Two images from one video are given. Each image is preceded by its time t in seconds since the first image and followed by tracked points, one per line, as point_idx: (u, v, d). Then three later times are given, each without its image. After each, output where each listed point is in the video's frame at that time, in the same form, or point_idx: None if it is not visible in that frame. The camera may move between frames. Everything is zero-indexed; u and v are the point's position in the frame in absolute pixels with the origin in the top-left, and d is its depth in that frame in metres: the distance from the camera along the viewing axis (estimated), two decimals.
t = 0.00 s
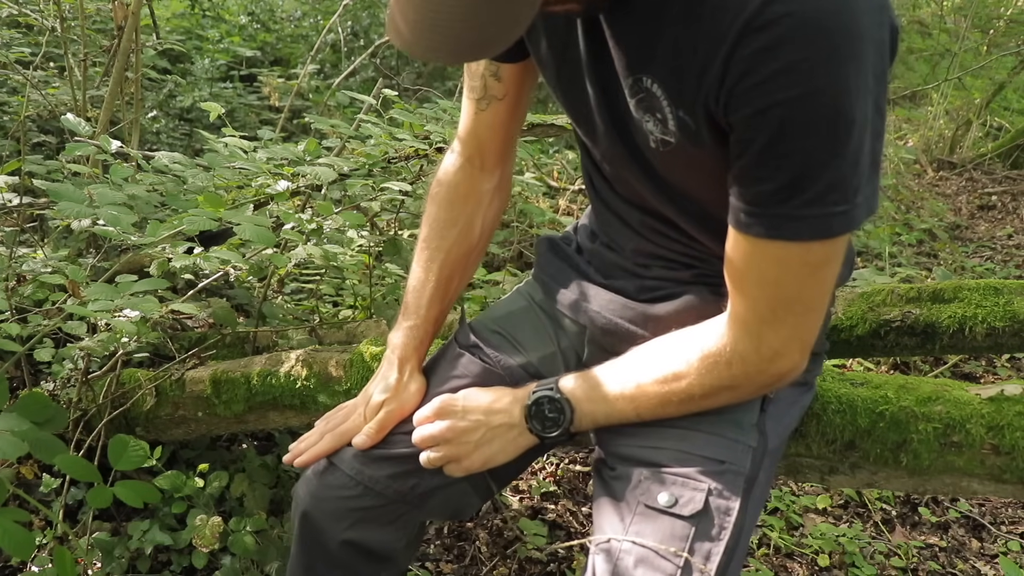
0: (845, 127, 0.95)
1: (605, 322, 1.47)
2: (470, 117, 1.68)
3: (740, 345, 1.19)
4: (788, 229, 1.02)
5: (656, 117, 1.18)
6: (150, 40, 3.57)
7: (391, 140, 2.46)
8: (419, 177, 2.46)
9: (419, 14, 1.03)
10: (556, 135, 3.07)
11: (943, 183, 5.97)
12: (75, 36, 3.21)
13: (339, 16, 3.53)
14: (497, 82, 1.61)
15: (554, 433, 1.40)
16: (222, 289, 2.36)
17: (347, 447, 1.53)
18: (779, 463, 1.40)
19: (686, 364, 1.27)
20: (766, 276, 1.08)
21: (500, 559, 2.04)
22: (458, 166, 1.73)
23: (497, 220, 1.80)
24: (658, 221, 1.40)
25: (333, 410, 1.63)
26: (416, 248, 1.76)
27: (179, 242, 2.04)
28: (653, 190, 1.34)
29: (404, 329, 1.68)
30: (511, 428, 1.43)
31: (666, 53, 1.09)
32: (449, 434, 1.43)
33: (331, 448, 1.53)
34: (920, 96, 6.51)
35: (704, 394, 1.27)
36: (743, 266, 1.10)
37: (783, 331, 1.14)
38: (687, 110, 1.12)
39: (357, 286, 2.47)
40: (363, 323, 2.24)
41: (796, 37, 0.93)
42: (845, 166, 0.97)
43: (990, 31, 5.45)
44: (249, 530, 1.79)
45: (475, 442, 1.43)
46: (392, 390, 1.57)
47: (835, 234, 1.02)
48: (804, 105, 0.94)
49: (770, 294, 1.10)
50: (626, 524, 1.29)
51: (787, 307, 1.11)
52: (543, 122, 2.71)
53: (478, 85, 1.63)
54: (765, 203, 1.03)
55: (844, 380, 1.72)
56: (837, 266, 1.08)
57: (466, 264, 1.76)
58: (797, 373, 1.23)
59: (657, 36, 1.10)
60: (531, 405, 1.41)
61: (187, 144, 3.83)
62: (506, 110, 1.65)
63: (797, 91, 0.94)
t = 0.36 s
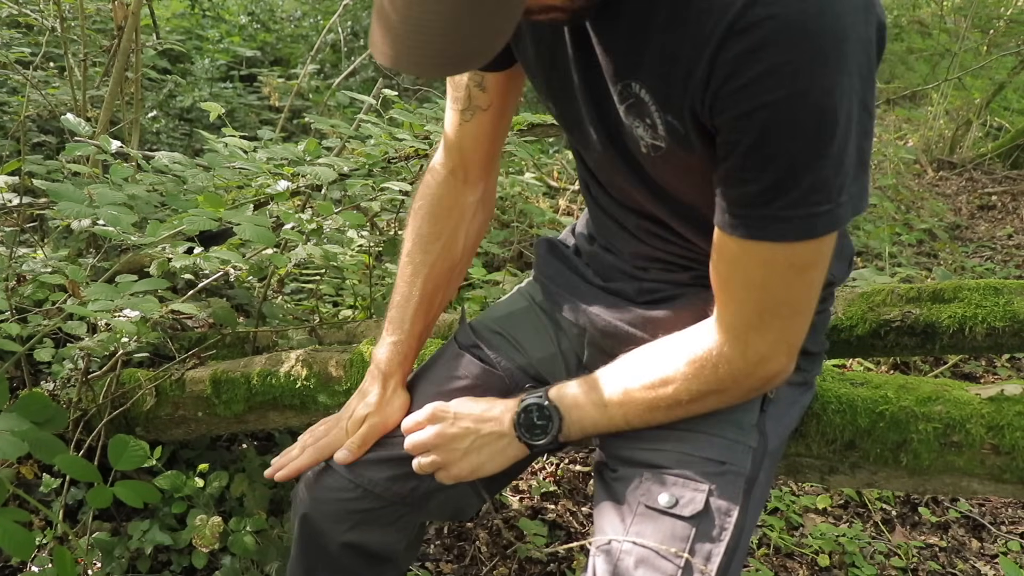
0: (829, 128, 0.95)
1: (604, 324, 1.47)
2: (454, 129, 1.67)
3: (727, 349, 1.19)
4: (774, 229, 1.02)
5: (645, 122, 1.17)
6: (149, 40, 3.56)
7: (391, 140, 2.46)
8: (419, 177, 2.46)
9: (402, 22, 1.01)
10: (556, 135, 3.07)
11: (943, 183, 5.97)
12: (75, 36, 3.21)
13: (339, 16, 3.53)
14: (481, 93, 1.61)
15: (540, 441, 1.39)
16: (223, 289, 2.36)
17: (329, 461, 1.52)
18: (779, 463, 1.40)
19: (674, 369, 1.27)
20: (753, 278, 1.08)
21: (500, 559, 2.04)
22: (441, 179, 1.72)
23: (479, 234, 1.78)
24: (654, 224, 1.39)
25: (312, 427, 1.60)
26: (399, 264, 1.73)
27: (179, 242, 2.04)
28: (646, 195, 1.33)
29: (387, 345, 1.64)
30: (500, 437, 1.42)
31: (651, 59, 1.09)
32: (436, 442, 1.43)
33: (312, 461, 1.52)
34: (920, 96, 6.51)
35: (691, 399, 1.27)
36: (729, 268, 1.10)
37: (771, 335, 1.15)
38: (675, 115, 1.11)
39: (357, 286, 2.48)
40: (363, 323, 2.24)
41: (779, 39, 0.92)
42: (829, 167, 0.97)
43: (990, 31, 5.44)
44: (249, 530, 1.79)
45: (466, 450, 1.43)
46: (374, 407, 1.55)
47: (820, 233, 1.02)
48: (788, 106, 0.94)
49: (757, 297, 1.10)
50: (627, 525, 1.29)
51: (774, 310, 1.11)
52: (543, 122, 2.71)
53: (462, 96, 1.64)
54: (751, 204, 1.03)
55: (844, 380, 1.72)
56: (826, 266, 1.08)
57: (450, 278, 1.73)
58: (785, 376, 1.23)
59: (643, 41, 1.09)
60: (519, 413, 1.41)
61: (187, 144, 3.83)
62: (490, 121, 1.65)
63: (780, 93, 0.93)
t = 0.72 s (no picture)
0: (814, 127, 0.94)
1: (604, 325, 1.49)
2: (444, 139, 1.65)
3: (716, 353, 1.18)
4: (762, 229, 1.02)
5: (638, 125, 1.17)
6: (149, 40, 3.57)
7: (391, 140, 2.46)
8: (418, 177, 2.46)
9: (388, 22, 1.00)
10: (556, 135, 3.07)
11: (944, 183, 5.97)
12: (75, 36, 3.21)
13: (339, 16, 3.53)
14: (471, 103, 1.59)
15: (528, 437, 1.38)
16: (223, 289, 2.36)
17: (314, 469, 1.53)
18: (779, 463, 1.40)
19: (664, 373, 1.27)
20: (742, 280, 1.08)
21: (500, 559, 2.04)
22: (432, 189, 1.70)
23: (471, 245, 1.76)
24: (652, 226, 1.39)
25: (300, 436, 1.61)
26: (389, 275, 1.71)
27: (179, 242, 2.04)
28: (641, 196, 1.33)
29: (375, 358, 1.63)
30: (492, 435, 1.42)
31: (641, 61, 1.08)
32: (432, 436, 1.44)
33: (296, 470, 1.54)
34: (920, 96, 6.51)
35: (679, 403, 1.27)
36: (719, 270, 1.10)
37: (760, 337, 1.14)
38: (668, 117, 1.10)
39: (357, 286, 2.48)
40: (363, 323, 2.24)
41: (764, 38, 0.91)
42: (814, 166, 0.97)
43: (990, 31, 5.44)
44: (249, 530, 1.79)
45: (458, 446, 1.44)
46: (358, 418, 1.55)
47: (807, 232, 1.01)
48: (774, 105, 0.93)
49: (747, 299, 1.10)
50: (628, 525, 1.29)
51: (764, 313, 1.10)
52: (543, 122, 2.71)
53: (452, 106, 1.62)
54: (739, 204, 1.03)
55: (844, 380, 1.72)
56: (817, 267, 1.08)
57: (441, 289, 1.71)
58: (777, 383, 1.22)
59: (632, 44, 1.08)
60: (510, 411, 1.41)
61: (187, 144, 3.83)
62: (481, 131, 1.63)
63: (765, 93, 0.93)
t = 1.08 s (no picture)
0: (806, 118, 0.93)
1: (603, 324, 1.49)
2: (438, 146, 1.64)
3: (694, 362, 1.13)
4: (750, 226, 1.00)
5: (637, 124, 1.17)
6: (149, 40, 3.57)
7: (391, 140, 2.46)
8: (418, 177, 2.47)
9: (387, 20, 1.00)
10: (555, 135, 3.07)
11: (943, 183, 5.97)
12: (75, 36, 3.21)
13: (339, 16, 3.53)
14: (466, 109, 1.58)
15: (504, 442, 1.34)
16: (223, 289, 2.36)
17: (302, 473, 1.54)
18: (780, 463, 1.40)
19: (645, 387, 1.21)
20: (726, 280, 1.05)
21: (500, 559, 2.04)
22: (425, 197, 1.68)
23: (465, 253, 1.74)
24: (654, 227, 1.38)
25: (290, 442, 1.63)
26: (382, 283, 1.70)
27: (179, 242, 2.04)
28: (642, 197, 1.33)
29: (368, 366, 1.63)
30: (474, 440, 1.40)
31: (637, 59, 1.08)
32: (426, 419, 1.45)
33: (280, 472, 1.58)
34: (920, 96, 6.51)
35: (658, 416, 1.20)
36: (704, 271, 1.07)
37: (739, 342, 1.09)
38: (665, 114, 1.10)
39: (357, 286, 2.48)
40: (363, 323, 2.24)
41: (756, 30, 0.91)
42: (805, 160, 0.96)
43: (990, 31, 5.44)
44: (249, 530, 1.79)
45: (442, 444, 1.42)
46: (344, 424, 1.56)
47: (798, 228, 1.00)
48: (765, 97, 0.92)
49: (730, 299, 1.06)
50: (629, 525, 1.28)
51: (748, 316, 1.07)
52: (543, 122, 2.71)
53: (446, 113, 1.61)
54: (727, 200, 1.01)
55: (844, 379, 1.72)
56: (806, 270, 1.06)
57: (434, 297, 1.70)
58: (757, 395, 1.17)
59: (628, 40, 1.08)
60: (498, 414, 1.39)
61: (187, 144, 3.83)
62: (476, 138, 1.62)
63: (756, 84, 0.92)
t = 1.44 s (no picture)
0: (779, 108, 0.91)
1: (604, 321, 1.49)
2: (428, 161, 1.61)
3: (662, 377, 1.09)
4: (722, 223, 0.97)
5: (626, 130, 1.16)
6: (149, 40, 3.57)
7: (391, 140, 2.46)
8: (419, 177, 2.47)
9: (370, 18, 1.00)
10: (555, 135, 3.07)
11: (943, 183, 5.97)
12: (75, 36, 3.21)
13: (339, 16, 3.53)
14: (457, 123, 1.55)
15: (473, 457, 1.33)
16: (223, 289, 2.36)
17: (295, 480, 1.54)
18: (779, 463, 1.41)
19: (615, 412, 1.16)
20: (697, 285, 1.01)
21: (500, 559, 2.04)
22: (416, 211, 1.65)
23: (457, 267, 1.70)
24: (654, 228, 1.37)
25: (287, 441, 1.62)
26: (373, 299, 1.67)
27: (179, 242, 2.04)
28: (641, 204, 1.34)
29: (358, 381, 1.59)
30: (446, 453, 1.39)
31: (622, 60, 1.08)
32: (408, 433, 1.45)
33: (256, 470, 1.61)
34: (920, 96, 6.51)
35: (627, 439, 1.15)
36: (676, 277, 1.04)
37: (705, 356, 1.04)
38: (653, 115, 1.10)
39: (357, 286, 2.47)
40: (363, 323, 2.24)
41: (726, 22, 0.90)
42: (779, 152, 0.93)
43: (989, 31, 5.44)
44: (249, 530, 1.79)
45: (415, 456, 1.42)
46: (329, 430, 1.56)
47: (774, 225, 0.96)
48: (734, 85, 0.90)
49: (699, 306, 1.01)
50: (628, 524, 1.29)
51: (717, 323, 1.01)
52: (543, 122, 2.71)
53: (438, 127, 1.57)
54: (700, 198, 0.98)
55: (844, 380, 1.72)
56: (781, 278, 1.00)
57: (424, 312, 1.66)
58: (729, 419, 1.09)
59: (611, 45, 1.08)
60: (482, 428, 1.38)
61: (187, 144, 3.83)
62: (466, 151, 1.59)
63: (727, 75, 0.91)
